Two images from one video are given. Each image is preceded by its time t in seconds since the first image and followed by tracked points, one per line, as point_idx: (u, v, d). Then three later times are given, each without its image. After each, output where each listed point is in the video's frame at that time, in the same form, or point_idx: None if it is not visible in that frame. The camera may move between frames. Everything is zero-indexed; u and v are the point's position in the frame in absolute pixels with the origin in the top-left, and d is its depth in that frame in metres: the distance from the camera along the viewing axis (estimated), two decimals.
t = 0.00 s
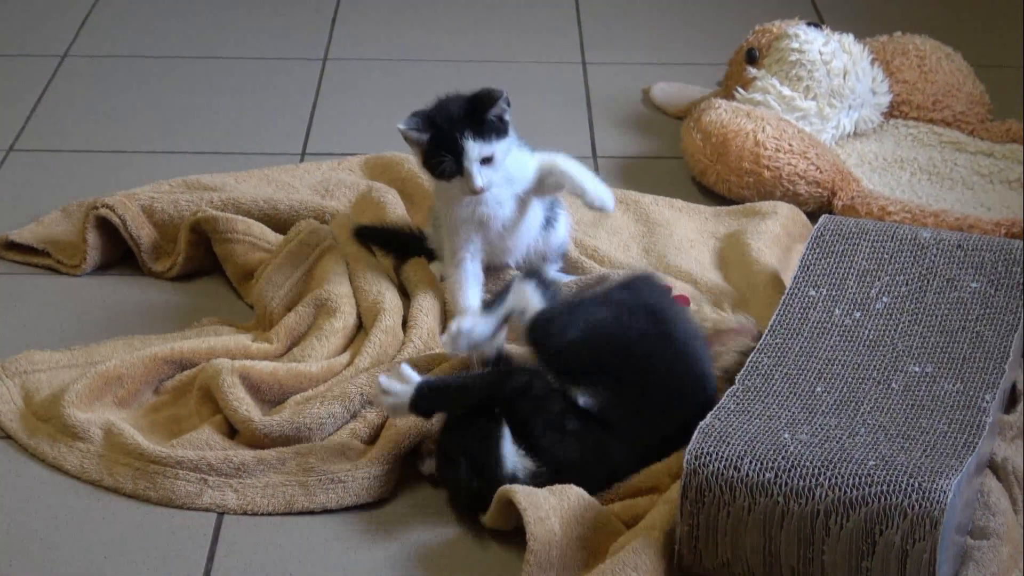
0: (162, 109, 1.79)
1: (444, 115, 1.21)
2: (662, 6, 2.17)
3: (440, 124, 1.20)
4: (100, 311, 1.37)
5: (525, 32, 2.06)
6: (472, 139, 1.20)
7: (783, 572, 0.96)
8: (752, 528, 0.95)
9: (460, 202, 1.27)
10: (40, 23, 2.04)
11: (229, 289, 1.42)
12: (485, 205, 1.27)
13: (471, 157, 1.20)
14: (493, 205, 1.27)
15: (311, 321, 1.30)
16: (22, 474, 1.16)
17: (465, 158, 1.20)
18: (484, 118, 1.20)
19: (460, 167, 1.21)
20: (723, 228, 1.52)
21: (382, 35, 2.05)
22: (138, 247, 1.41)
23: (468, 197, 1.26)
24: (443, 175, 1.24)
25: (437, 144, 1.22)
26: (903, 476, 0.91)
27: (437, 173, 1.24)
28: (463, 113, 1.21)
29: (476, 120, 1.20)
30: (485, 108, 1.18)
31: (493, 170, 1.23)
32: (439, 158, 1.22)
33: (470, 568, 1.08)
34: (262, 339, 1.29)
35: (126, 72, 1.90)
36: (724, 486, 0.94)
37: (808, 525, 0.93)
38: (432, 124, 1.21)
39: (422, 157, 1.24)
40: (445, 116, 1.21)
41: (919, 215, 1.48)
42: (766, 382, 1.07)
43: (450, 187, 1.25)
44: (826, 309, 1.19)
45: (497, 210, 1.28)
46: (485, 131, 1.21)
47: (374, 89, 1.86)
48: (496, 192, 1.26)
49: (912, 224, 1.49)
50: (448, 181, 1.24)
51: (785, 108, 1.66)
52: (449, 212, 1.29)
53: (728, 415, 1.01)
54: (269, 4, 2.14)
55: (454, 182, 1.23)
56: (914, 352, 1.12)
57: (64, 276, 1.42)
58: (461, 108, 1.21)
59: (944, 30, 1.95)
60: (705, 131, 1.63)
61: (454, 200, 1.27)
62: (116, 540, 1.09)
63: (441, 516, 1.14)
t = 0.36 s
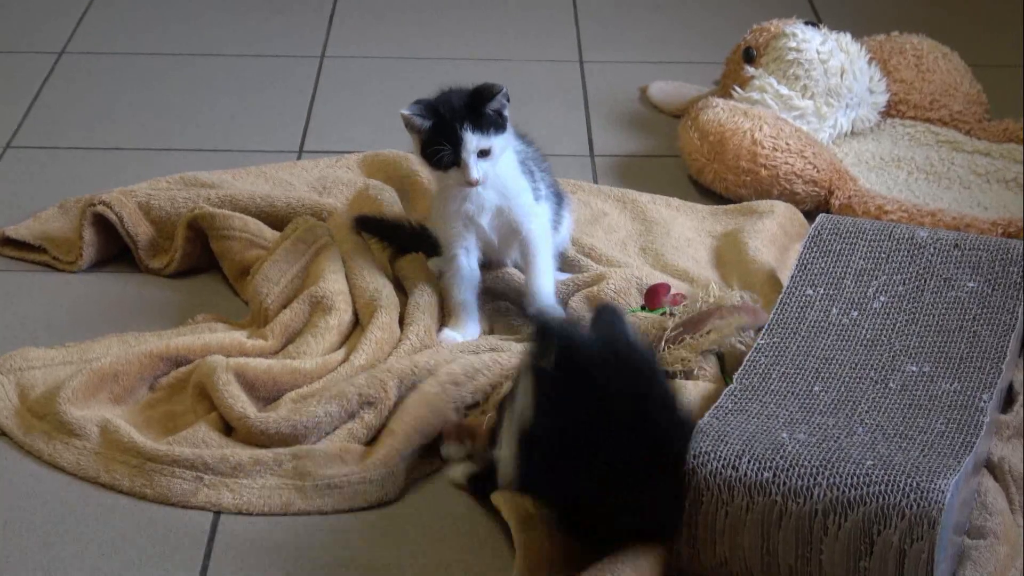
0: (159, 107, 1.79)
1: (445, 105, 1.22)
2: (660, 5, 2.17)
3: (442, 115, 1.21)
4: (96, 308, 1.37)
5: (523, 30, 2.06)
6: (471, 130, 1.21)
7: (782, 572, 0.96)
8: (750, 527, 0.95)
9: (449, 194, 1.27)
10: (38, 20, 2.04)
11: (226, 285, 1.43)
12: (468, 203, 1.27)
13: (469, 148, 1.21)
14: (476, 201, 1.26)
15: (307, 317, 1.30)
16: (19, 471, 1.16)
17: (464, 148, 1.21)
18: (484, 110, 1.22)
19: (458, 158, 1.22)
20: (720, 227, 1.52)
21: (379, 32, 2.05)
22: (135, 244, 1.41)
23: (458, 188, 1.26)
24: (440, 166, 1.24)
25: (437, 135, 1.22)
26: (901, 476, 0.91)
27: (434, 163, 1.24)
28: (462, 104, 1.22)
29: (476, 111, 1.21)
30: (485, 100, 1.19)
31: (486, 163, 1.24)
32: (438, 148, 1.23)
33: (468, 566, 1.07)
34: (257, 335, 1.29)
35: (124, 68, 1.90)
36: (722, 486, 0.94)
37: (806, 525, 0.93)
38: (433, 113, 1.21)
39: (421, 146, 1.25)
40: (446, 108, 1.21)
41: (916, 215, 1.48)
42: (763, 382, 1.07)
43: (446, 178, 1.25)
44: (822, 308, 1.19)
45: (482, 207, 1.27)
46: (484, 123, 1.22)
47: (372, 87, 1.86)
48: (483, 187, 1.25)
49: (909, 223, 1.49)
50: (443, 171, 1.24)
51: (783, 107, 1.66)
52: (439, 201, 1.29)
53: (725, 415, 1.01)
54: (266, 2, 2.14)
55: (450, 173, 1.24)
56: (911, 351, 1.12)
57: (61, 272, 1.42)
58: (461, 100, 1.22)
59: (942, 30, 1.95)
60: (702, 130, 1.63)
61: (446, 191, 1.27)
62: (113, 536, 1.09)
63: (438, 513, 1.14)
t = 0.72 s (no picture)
0: (157, 105, 1.79)
1: (448, 97, 1.21)
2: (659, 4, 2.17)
3: (446, 106, 1.20)
4: (94, 307, 1.37)
5: (521, 29, 2.06)
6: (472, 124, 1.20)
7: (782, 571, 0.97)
8: (752, 528, 0.95)
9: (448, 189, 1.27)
10: (37, 18, 2.04)
11: (225, 284, 1.43)
12: (466, 202, 1.27)
13: (469, 143, 1.21)
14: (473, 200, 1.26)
15: (304, 316, 1.29)
16: (18, 469, 1.16)
17: (464, 142, 1.21)
18: (486, 105, 1.20)
19: (458, 152, 1.21)
20: (719, 226, 1.52)
21: (379, 31, 2.05)
22: (133, 243, 1.42)
23: (457, 184, 1.26)
24: (440, 158, 1.24)
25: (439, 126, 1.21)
26: (902, 476, 0.91)
27: (434, 154, 1.24)
28: (464, 98, 1.21)
29: (479, 105, 1.20)
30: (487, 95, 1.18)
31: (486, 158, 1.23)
32: (439, 140, 1.22)
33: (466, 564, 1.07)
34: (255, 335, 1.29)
35: (123, 67, 1.90)
36: (724, 486, 0.94)
37: (807, 525, 0.93)
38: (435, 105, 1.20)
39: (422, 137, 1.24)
40: (450, 100, 1.20)
41: (915, 215, 1.48)
42: (763, 382, 1.07)
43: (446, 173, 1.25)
44: (822, 308, 1.19)
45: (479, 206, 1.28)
46: (485, 118, 1.21)
47: (371, 86, 1.86)
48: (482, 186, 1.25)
49: (907, 224, 1.49)
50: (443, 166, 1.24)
51: (782, 106, 1.66)
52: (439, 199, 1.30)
53: (726, 415, 1.01)
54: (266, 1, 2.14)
55: (450, 167, 1.23)
56: (910, 351, 1.12)
57: (59, 271, 1.42)
58: (464, 92, 1.21)
59: (941, 29, 1.95)
60: (702, 130, 1.63)
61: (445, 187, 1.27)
62: (113, 534, 1.09)
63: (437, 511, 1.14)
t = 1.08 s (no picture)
0: (160, 102, 1.79)
1: (454, 88, 1.28)
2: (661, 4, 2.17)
3: (448, 95, 1.27)
4: (97, 303, 1.36)
5: (523, 27, 2.07)
6: (476, 113, 1.27)
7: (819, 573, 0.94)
8: (788, 530, 0.92)
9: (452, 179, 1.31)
10: (40, 15, 2.04)
11: (227, 279, 1.43)
12: (468, 194, 1.30)
13: (472, 130, 1.26)
14: (476, 193, 1.29)
15: (304, 315, 1.28)
16: (14, 461, 1.14)
17: (467, 129, 1.26)
18: (489, 95, 1.27)
19: (459, 137, 1.27)
20: (720, 224, 1.52)
21: (381, 29, 2.05)
22: (135, 238, 1.41)
23: (462, 174, 1.29)
24: (444, 145, 1.30)
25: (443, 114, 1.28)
26: (936, 474, 0.90)
27: (438, 142, 1.30)
28: (469, 89, 1.27)
29: (483, 95, 1.26)
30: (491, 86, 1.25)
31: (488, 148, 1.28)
32: (442, 129, 1.28)
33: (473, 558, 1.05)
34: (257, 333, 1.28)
35: (125, 64, 1.90)
36: (759, 486, 0.92)
37: (845, 526, 0.90)
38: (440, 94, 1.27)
39: (427, 127, 1.30)
40: (453, 89, 1.28)
41: (918, 213, 1.48)
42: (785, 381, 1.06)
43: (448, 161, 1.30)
44: (833, 307, 1.19)
45: (483, 200, 1.30)
46: (488, 108, 1.27)
47: (373, 83, 1.86)
48: (484, 176, 1.29)
49: (910, 222, 1.49)
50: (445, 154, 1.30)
51: (784, 104, 1.66)
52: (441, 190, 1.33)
53: (754, 414, 0.99)
54: None
55: (452, 154, 1.29)
56: (925, 348, 1.12)
57: (62, 267, 1.42)
58: (469, 84, 1.28)
59: (942, 28, 1.95)
60: (704, 128, 1.63)
61: (449, 176, 1.31)
62: (111, 529, 1.07)
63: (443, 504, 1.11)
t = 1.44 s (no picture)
0: (162, 96, 1.79)
1: (460, 82, 1.24)
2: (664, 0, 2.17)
3: (456, 91, 1.23)
4: (99, 296, 1.36)
5: (527, 22, 2.06)
6: (485, 107, 1.24)
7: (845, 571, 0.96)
8: (815, 529, 0.94)
9: (458, 172, 1.29)
10: (42, 9, 2.04)
11: (228, 271, 1.43)
12: (474, 187, 1.29)
13: (481, 125, 1.24)
14: (482, 186, 1.28)
15: (297, 317, 1.27)
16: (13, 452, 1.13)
17: (476, 125, 1.23)
18: (498, 89, 1.24)
19: (467, 134, 1.24)
20: (723, 219, 1.52)
21: (384, 24, 2.05)
22: (137, 231, 1.41)
23: (466, 167, 1.28)
24: (451, 141, 1.27)
25: (449, 109, 1.25)
26: (964, 470, 0.91)
27: (444, 137, 1.27)
28: (477, 82, 1.24)
29: (490, 91, 1.23)
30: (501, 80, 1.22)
31: (496, 143, 1.26)
32: (450, 123, 1.25)
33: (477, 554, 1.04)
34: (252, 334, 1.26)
35: (127, 58, 1.89)
36: (786, 487, 0.94)
37: (872, 523, 0.93)
38: (448, 88, 1.24)
39: (433, 122, 1.27)
40: (459, 83, 1.24)
41: (920, 209, 1.48)
42: (801, 380, 1.07)
43: (455, 156, 1.28)
44: (842, 303, 1.19)
45: (487, 193, 1.29)
46: (496, 102, 1.24)
47: (376, 78, 1.86)
48: (493, 169, 1.27)
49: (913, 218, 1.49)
50: (453, 148, 1.27)
51: (787, 100, 1.66)
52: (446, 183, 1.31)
53: (774, 415, 1.01)
54: None
55: (460, 150, 1.26)
56: (938, 343, 1.12)
57: (64, 259, 1.42)
58: (475, 78, 1.25)
59: (946, 24, 1.95)
60: (707, 124, 1.63)
61: (454, 170, 1.29)
62: (110, 518, 1.06)
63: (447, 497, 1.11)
